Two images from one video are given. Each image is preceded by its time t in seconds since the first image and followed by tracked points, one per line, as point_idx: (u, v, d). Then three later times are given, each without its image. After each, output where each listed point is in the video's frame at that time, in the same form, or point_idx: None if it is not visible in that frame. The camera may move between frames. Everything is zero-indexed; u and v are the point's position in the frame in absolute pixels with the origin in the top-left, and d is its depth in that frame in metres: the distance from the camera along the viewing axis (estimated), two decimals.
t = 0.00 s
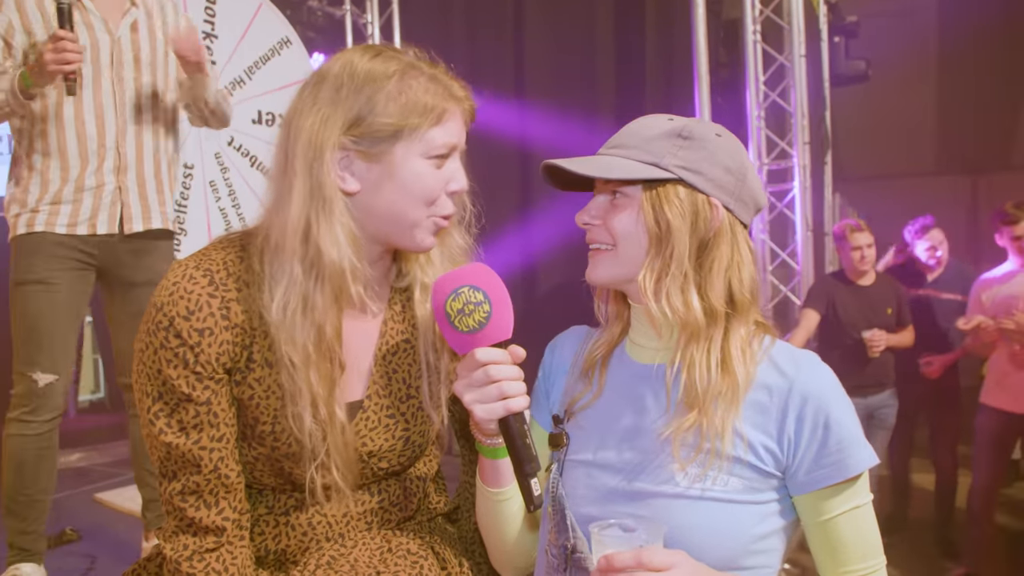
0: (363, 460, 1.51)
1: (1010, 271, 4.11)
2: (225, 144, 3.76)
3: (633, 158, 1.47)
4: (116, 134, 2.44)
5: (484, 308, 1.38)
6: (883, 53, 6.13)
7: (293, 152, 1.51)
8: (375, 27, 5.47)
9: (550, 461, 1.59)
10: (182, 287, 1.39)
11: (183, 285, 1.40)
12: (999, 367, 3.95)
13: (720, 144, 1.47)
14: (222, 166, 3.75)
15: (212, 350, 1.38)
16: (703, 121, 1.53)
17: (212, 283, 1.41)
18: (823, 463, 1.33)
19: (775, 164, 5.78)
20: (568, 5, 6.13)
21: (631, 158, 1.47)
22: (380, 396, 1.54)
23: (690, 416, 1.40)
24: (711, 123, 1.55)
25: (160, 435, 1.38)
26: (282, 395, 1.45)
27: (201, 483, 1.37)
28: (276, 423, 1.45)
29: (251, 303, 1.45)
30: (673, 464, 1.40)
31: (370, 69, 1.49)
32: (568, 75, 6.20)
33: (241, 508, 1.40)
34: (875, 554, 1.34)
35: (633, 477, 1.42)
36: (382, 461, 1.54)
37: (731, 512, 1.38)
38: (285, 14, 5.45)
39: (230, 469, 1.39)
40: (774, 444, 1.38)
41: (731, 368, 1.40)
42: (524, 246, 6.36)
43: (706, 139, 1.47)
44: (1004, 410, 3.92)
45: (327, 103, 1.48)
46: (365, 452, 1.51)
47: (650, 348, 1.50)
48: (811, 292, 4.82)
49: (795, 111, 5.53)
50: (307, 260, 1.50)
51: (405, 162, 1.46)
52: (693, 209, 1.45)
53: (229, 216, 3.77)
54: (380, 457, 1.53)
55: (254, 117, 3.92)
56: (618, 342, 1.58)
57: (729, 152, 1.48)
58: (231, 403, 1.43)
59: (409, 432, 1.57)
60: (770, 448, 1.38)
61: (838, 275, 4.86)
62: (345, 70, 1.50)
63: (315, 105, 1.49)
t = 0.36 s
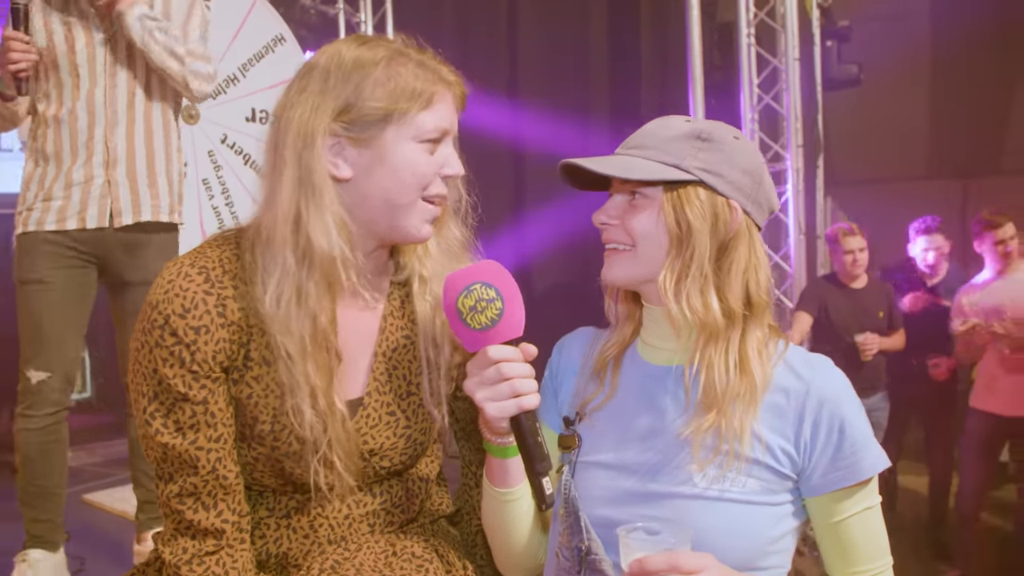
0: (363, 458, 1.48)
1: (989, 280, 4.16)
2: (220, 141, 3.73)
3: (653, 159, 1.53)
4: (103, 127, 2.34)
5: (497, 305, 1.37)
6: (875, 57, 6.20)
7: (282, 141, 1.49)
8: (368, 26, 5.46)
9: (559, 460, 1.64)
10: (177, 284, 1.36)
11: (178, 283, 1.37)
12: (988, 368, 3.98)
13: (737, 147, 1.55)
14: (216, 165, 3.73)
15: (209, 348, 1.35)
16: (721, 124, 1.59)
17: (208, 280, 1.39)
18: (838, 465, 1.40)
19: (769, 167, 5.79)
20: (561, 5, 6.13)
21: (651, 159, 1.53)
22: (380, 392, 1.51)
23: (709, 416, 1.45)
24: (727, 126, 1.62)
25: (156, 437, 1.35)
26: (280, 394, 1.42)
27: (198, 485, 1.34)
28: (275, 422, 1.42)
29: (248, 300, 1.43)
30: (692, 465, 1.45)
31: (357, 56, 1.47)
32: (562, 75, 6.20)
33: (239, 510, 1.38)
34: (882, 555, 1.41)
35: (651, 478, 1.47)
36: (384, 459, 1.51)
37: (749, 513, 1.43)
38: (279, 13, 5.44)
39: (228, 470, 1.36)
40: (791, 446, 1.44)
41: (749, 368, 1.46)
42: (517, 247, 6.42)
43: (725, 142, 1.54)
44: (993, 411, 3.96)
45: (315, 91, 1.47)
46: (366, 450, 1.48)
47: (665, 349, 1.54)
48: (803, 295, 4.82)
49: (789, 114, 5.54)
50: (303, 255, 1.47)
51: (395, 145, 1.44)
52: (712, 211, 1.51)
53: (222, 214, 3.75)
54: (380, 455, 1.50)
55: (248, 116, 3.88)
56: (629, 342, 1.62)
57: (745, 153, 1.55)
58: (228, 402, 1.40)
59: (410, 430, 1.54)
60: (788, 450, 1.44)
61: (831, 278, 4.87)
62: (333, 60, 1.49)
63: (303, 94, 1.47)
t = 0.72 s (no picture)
0: (365, 458, 1.47)
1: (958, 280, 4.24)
2: (207, 139, 3.71)
3: (660, 158, 1.53)
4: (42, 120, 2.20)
5: (499, 304, 1.36)
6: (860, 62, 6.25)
7: (304, 153, 1.46)
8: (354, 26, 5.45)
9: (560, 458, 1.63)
10: (184, 283, 1.36)
11: (184, 281, 1.36)
12: (961, 372, 4.02)
13: (742, 147, 1.56)
14: (203, 163, 3.71)
15: (215, 347, 1.35)
16: (725, 124, 1.60)
17: (214, 279, 1.38)
18: (840, 463, 1.41)
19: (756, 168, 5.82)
20: (547, 14, 6.18)
21: (658, 159, 1.53)
22: (381, 391, 1.50)
23: (714, 415, 1.46)
24: (731, 126, 1.64)
25: (161, 436, 1.34)
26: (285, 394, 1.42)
27: (203, 484, 1.33)
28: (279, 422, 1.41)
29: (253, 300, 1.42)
30: (698, 463, 1.47)
31: (383, 70, 1.45)
32: (548, 77, 6.25)
33: (243, 510, 1.37)
34: (881, 551, 1.41)
35: (655, 476, 1.48)
36: (386, 458, 1.50)
37: (754, 510, 1.44)
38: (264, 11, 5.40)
39: (233, 470, 1.36)
40: (795, 444, 1.45)
41: (753, 365, 1.48)
42: (503, 249, 6.39)
43: (730, 142, 1.55)
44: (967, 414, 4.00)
45: (342, 105, 1.45)
46: (368, 451, 1.47)
47: (671, 350, 1.56)
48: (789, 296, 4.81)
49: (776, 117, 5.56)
50: (313, 262, 1.46)
51: (421, 163, 1.44)
52: (717, 209, 1.52)
53: (211, 213, 3.72)
54: (382, 454, 1.50)
55: (234, 114, 3.86)
56: (632, 340, 1.64)
57: (750, 155, 1.57)
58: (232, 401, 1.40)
59: (412, 429, 1.53)
60: (791, 447, 1.45)
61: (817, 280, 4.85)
62: (350, 68, 1.48)
63: (327, 106, 1.45)
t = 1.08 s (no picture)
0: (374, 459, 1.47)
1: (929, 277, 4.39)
2: (196, 139, 3.71)
3: (661, 159, 1.53)
4: None
5: (505, 305, 1.36)
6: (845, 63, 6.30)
7: (324, 152, 1.46)
8: (342, 26, 5.44)
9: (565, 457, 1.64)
10: (200, 283, 1.33)
11: (200, 281, 1.34)
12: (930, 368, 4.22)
13: (743, 147, 1.56)
14: (193, 163, 3.70)
15: (230, 349, 1.33)
16: (726, 124, 1.60)
17: (229, 280, 1.36)
18: (844, 460, 1.42)
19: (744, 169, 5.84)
20: (535, 11, 6.21)
21: (660, 160, 1.53)
22: (392, 395, 1.52)
23: (718, 413, 1.47)
24: (732, 127, 1.64)
25: (173, 437, 1.31)
26: (298, 396, 1.41)
27: (214, 486, 1.32)
28: (290, 423, 1.40)
29: (268, 301, 1.41)
30: (702, 460, 1.47)
31: (403, 73, 1.45)
32: (536, 77, 6.29)
33: (252, 511, 1.36)
34: (884, 549, 1.42)
35: (659, 474, 1.49)
36: (394, 460, 1.50)
37: (759, 507, 1.45)
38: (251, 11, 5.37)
39: (244, 472, 1.35)
40: (799, 442, 1.46)
41: (757, 364, 1.49)
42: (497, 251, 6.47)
43: (731, 142, 1.55)
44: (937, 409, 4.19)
45: (365, 106, 1.44)
46: (378, 453, 1.47)
47: (675, 349, 1.56)
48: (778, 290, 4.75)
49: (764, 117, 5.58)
50: (344, 257, 1.44)
51: (436, 168, 1.43)
52: (719, 210, 1.52)
53: (200, 214, 3.71)
54: (390, 455, 1.50)
55: (224, 114, 3.84)
56: (635, 340, 1.64)
57: (750, 154, 1.56)
58: (245, 403, 1.38)
59: (420, 431, 1.54)
60: (795, 445, 1.46)
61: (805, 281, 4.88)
62: (371, 71, 1.47)
63: (348, 107, 1.44)
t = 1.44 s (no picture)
0: (374, 461, 1.46)
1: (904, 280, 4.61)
2: (184, 138, 3.68)
3: (657, 163, 1.54)
4: None
5: (510, 312, 1.37)
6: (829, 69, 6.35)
7: (336, 155, 1.44)
8: (328, 27, 5.42)
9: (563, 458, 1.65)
10: (203, 283, 1.32)
11: (203, 280, 1.32)
12: (900, 366, 4.46)
13: (736, 149, 1.57)
14: (180, 162, 3.68)
15: (232, 349, 1.32)
16: (720, 126, 1.62)
17: (233, 280, 1.35)
18: (842, 456, 1.42)
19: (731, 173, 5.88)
20: (523, 14, 6.21)
21: (655, 164, 1.54)
22: (393, 399, 1.52)
23: (715, 413, 1.47)
24: (725, 128, 1.65)
25: (173, 438, 1.30)
26: (300, 398, 1.40)
27: (215, 487, 1.31)
28: (291, 425, 1.39)
29: (270, 301, 1.40)
30: (700, 459, 1.48)
31: (417, 78, 1.45)
32: (524, 80, 6.28)
33: (250, 513, 1.35)
34: (886, 544, 1.43)
35: (656, 473, 1.49)
36: (392, 463, 1.50)
37: (756, 505, 1.46)
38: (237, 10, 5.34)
39: (244, 473, 1.34)
40: (796, 438, 1.47)
41: (754, 365, 1.49)
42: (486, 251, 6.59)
43: (724, 144, 1.56)
44: (909, 408, 4.43)
45: (379, 110, 1.43)
46: (378, 457, 1.47)
47: (671, 351, 1.57)
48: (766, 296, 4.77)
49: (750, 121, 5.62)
50: (350, 262, 1.44)
51: (446, 175, 1.43)
52: (715, 213, 1.53)
53: (187, 213, 3.67)
54: (389, 458, 1.49)
55: (212, 113, 3.81)
56: (633, 340, 1.65)
57: (744, 156, 1.57)
58: (246, 404, 1.36)
59: (420, 435, 1.54)
60: (793, 442, 1.47)
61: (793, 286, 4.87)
62: (387, 75, 1.46)
63: (359, 109, 1.44)
